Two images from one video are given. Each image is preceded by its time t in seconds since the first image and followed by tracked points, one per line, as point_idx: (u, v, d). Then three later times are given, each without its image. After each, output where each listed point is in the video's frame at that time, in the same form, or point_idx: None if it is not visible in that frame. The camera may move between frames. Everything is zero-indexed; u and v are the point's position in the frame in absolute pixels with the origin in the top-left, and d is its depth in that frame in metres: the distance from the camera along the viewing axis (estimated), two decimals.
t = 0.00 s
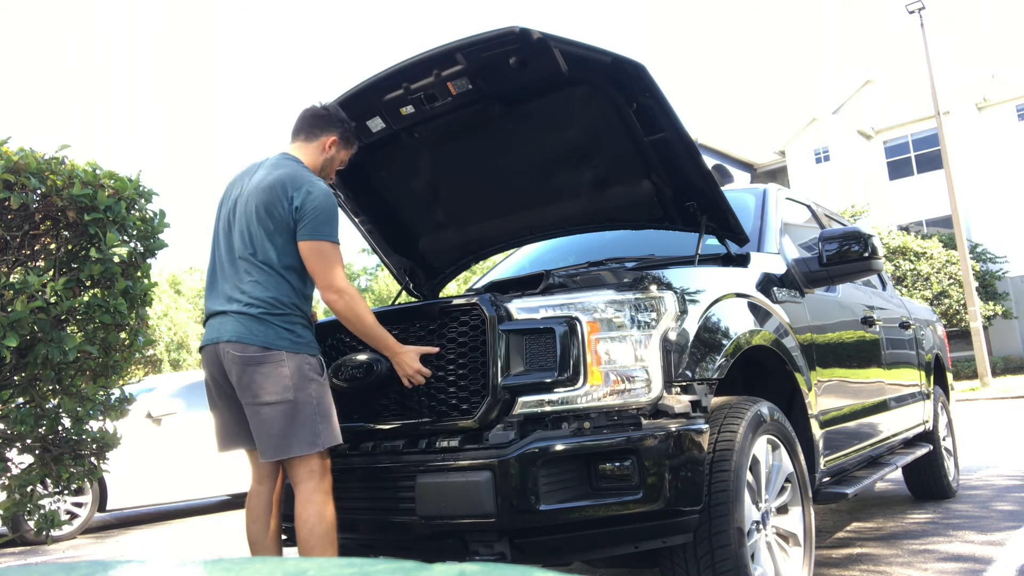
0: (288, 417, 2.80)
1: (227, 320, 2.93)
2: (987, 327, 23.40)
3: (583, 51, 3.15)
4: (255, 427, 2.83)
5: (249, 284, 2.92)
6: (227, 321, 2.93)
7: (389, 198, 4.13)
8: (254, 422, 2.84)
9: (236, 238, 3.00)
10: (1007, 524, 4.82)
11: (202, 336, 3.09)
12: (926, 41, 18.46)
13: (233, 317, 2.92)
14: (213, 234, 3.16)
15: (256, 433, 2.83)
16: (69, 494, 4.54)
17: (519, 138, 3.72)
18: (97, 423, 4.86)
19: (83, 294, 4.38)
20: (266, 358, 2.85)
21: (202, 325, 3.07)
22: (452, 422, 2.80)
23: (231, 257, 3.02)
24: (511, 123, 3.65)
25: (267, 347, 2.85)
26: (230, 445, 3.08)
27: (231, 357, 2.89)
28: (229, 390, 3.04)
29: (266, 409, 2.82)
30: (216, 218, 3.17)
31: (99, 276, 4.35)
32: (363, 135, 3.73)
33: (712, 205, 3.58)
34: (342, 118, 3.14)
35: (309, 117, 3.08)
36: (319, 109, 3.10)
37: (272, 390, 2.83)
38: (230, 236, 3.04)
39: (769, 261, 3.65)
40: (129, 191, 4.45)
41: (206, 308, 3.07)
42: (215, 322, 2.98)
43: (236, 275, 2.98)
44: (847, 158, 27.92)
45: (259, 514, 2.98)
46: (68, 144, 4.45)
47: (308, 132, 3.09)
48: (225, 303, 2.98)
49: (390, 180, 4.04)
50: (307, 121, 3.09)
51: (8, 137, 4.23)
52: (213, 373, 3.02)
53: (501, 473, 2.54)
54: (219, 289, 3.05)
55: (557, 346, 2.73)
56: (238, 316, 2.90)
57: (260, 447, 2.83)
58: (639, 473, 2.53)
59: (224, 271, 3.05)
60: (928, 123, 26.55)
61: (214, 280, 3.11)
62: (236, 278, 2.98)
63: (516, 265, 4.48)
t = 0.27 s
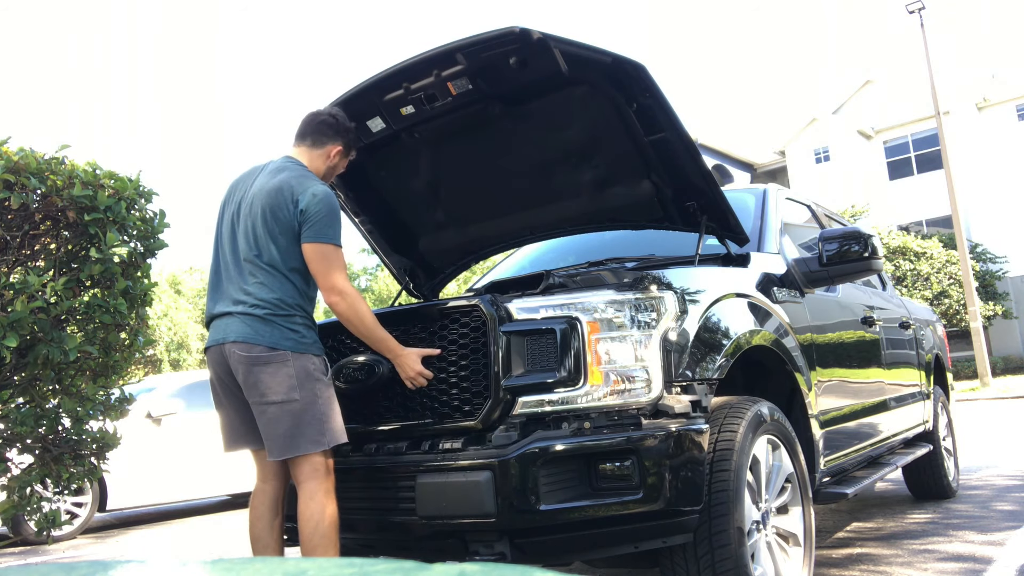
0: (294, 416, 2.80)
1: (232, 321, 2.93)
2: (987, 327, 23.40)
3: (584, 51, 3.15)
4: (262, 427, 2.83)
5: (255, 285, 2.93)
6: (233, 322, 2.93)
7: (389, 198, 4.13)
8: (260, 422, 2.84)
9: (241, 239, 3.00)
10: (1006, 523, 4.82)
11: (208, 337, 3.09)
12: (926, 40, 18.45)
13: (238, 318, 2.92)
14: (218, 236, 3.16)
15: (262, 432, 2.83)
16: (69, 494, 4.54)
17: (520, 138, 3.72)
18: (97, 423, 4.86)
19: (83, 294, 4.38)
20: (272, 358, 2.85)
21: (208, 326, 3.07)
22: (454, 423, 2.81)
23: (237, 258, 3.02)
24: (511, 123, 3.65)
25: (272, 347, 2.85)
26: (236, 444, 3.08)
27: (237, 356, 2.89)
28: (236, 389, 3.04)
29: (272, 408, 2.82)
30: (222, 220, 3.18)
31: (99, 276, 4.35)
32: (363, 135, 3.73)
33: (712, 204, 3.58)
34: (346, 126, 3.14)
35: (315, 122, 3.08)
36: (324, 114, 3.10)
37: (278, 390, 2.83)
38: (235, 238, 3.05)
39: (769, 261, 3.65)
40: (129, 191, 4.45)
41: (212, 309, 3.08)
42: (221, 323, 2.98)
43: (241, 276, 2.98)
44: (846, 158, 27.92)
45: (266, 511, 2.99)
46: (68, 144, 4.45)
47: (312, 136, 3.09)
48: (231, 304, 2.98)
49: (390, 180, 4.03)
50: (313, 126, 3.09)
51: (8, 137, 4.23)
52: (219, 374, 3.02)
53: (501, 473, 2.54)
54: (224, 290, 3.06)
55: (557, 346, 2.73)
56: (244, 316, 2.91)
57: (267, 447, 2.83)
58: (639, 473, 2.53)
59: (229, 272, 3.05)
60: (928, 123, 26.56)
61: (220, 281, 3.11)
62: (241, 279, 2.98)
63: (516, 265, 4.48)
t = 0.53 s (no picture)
0: (279, 418, 2.81)
1: (216, 323, 2.94)
2: (987, 327, 23.39)
3: (583, 51, 3.15)
4: (250, 428, 2.85)
5: (240, 287, 2.93)
6: (216, 324, 2.93)
7: (388, 198, 4.13)
8: (247, 423, 2.85)
9: (228, 242, 3.01)
10: (1006, 523, 4.82)
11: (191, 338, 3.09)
12: (926, 40, 18.45)
13: (222, 320, 2.93)
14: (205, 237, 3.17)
15: (249, 433, 2.86)
16: (70, 494, 4.54)
17: (520, 138, 3.72)
18: (97, 423, 4.86)
19: (83, 294, 4.38)
20: (255, 359, 2.85)
21: (191, 328, 3.07)
22: (454, 423, 2.81)
23: (223, 260, 3.03)
24: (511, 123, 3.65)
25: (256, 349, 2.85)
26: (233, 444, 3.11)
27: (222, 358, 2.89)
28: (222, 391, 3.04)
29: (258, 410, 2.83)
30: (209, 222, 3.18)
31: (99, 276, 4.35)
32: (363, 135, 3.73)
33: (712, 204, 3.58)
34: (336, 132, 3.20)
35: (308, 128, 3.14)
36: (316, 120, 3.16)
37: (264, 392, 2.84)
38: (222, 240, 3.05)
39: (769, 261, 3.65)
40: (129, 191, 4.45)
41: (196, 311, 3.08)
42: (204, 325, 2.98)
43: (227, 278, 2.99)
44: (846, 158, 27.91)
45: (267, 509, 3.01)
46: (68, 143, 4.45)
47: (305, 141, 3.14)
48: (215, 306, 2.98)
49: (390, 180, 4.04)
50: (306, 132, 3.14)
51: (8, 137, 4.23)
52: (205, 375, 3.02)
53: (501, 474, 2.54)
54: (208, 292, 3.06)
55: (557, 346, 2.73)
56: (228, 318, 2.91)
57: (253, 448, 2.86)
58: (640, 473, 2.53)
59: (215, 274, 3.05)
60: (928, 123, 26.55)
61: (204, 283, 3.11)
62: (227, 281, 2.99)
63: (517, 265, 4.48)
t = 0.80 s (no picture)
0: (277, 420, 2.82)
1: (216, 323, 2.94)
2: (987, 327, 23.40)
3: (583, 52, 3.15)
4: (249, 429, 2.85)
5: (241, 289, 2.94)
6: (216, 325, 2.94)
7: (387, 198, 4.14)
8: (246, 424, 2.86)
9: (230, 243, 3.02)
10: (1006, 523, 4.82)
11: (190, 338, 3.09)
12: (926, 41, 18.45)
13: (222, 321, 2.93)
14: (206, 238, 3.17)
15: (248, 434, 2.87)
16: (70, 494, 4.55)
17: (520, 138, 3.72)
18: (97, 423, 4.86)
19: (83, 294, 4.38)
20: (255, 361, 2.86)
21: (191, 328, 3.07)
22: (452, 422, 2.80)
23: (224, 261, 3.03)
24: (511, 123, 3.65)
25: (256, 351, 2.86)
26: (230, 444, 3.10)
27: (221, 360, 2.89)
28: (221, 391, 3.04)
29: (257, 411, 2.84)
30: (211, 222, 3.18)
31: (99, 276, 4.35)
32: (363, 135, 3.74)
33: (713, 205, 3.58)
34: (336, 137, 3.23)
35: (308, 132, 3.15)
36: (317, 125, 3.18)
37: (263, 393, 2.85)
38: (223, 241, 3.05)
39: (769, 261, 3.65)
40: (129, 191, 4.45)
41: (195, 312, 3.08)
42: (204, 326, 2.99)
43: (228, 279, 2.99)
44: (846, 158, 27.92)
45: (266, 508, 3.00)
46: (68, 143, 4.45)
47: (306, 145, 3.15)
48: (215, 307, 2.99)
49: (390, 180, 4.04)
50: (306, 136, 3.15)
51: (8, 137, 4.23)
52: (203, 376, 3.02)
53: (501, 474, 2.54)
54: (208, 293, 3.06)
55: (557, 346, 2.73)
56: (228, 319, 2.91)
57: (252, 448, 2.87)
58: (639, 473, 2.53)
59: (215, 275, 3.06)
60: (928, 123, 26.56)
61: (204, 284, 3.11)
62: (227, 282, 2.99)
63: (516, 265, 4.48)
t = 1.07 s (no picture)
0: (280, 421, 2.82)
1: (220, 324, 2.93)
2: (987, 327, 23.39)
3: (583, 52, 3.15)
4: (249, 429, 2.85)
5: (246, 289, 2.93)
6: (221, 325, 2.93)
7: (388, 198, 4.14)
8: (247, 424, 2.85)
9: (234, 243, 3.01)
10: (1006, 523, 4.82)
11: (192, 338, 3.08)
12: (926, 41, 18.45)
13: (227, 321, 2.93)
14: (209, 238, 3.16)
15: (249, 434, 2.87)
16: (69, 495, 4.54)
17: (518, 138, 3.72)
18: (97, 423, 4.86)
19: (83, 294, 4.38)
20: (260, 362, 2.86)
21: (193, 329, 3.06)
22: (454, 422, 2.80)
23: (228, 261, 3.02)
24: (511, 123, 3.66)
25: (261, 352, 2.86)
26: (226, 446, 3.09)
27: (225, 358, 2.89)
28: (220, 390, 3.03)
29: (260, 412, 2.84)
30: (213, 222, 3.17)
31: (99, 276, 4.35)
32: (363, 135, 3.74)
33: (713, 205, 3.58)
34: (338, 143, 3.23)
35: (309, 138, 3.15)
36: (319, 132, 3.18)
37: (267, 394, 2.85)
38: (227, 241, 3.05)
39: (769, 261, 3.65)
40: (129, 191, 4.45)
41: (198, 312, 3.07)
42: (208, 326, 2.98)
43: (232, 280, 2.99)
44: (846, 158, 27.91)
45: (263, 511, 3.00)
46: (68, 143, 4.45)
47: (307, 152, 3.15)
48: (219, 307, 2.98)
49: (390, 180, 4.04)
50: (306, 142, 3.15)
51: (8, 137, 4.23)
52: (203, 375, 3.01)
53: (501, 474, 2.54)
54: (212, 293, 3.05)
55: (557, 346, 2.73)
56: (233, 320, 2.91)
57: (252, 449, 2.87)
58: (639, 473, 2.53)
59: (219, 275, 3.05)
60: (928, 123, 26.56)
61: (207, 284, 3.10)
62: (232, 283, 2.99)
63: (516, 265, 4.48)
